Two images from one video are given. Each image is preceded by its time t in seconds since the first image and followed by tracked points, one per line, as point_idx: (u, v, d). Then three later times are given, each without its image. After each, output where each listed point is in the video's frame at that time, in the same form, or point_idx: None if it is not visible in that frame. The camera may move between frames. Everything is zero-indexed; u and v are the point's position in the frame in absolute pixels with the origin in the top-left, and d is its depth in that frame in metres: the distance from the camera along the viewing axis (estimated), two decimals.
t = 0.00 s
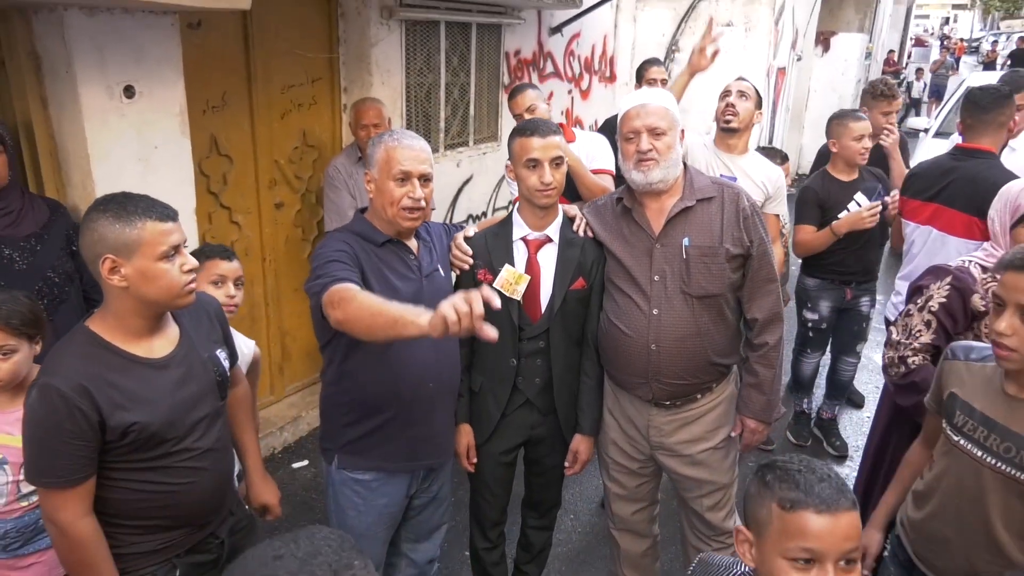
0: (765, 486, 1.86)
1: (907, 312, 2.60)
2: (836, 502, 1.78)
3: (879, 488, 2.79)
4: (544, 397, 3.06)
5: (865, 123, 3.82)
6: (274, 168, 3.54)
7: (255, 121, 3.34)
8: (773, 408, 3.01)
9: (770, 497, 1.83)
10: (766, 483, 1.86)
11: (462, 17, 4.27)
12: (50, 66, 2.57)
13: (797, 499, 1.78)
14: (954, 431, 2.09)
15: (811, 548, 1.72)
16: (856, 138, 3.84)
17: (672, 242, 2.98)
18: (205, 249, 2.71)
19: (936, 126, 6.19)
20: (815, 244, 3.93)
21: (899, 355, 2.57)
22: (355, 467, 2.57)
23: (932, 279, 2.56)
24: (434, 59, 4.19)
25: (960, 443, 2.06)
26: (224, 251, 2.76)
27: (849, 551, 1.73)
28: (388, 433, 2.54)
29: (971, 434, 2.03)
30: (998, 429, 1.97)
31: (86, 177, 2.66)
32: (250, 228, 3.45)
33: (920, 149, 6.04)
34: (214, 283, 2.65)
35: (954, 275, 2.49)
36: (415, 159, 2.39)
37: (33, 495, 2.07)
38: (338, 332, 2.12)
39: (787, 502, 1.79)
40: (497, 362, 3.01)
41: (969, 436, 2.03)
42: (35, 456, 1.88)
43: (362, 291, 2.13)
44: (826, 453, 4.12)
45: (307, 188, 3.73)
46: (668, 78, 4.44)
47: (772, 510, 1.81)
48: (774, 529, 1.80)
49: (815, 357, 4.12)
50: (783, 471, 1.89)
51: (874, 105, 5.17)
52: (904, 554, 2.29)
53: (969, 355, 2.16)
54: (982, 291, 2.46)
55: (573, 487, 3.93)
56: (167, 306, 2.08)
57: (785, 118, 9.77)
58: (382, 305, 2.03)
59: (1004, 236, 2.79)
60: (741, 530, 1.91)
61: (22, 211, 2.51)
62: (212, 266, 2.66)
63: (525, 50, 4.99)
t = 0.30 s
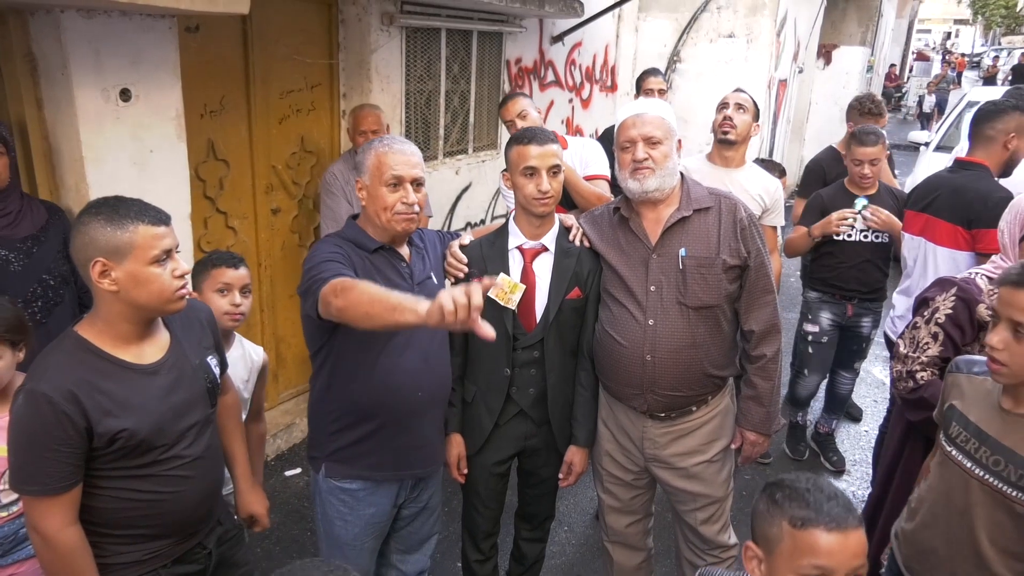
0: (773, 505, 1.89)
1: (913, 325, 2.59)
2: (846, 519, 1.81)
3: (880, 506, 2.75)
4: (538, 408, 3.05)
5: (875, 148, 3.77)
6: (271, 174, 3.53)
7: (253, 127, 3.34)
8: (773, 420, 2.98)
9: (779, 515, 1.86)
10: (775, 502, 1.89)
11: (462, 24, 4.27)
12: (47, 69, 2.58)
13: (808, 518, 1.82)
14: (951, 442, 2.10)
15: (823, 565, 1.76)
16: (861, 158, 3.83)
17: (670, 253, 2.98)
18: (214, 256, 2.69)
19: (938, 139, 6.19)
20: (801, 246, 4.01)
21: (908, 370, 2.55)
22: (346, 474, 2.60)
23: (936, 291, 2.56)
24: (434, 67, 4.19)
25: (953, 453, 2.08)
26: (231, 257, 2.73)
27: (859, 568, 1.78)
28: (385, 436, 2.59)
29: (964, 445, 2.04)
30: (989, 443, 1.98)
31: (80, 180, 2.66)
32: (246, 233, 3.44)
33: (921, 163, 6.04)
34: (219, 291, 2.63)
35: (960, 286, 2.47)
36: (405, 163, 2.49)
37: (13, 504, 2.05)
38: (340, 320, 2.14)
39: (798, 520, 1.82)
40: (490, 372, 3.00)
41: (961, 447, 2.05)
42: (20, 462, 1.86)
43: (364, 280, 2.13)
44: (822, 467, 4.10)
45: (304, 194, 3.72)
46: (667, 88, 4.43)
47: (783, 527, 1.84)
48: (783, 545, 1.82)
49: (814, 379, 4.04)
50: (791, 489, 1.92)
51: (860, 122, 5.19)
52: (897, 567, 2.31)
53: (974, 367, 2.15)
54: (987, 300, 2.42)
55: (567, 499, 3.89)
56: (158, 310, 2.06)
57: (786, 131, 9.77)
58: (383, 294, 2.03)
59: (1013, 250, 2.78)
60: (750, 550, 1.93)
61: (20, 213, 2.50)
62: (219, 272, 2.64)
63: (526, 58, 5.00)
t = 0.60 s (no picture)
0: (799, 493, 1.92)
1: (915, 331, 2.61)
2: (874, 504, 1.86)
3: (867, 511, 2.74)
4: (524, 408, 3.04)
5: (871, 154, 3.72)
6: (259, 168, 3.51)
7: (241, 121, 3.32)
8: (759, 423, 2.97)
9: (806, 502, 1.89)
10: (799, 489, 1.93)
11: (455, 19, 4.24)
12: (29, 58, 2.56)
13: (836, 502, 1.86)
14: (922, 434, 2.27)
15: (856, 551, 1.79)
16: (853, 162, 3.79)
17: (659, 253, 2.96)
18: (191, 252, 2.66)
19: (931, 142, 6.19)
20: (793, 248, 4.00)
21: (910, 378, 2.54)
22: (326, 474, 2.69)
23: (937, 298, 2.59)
24: (426, 62, 4.16)
25: (924, 444, 2.24)
26: (210, 253, 2.70)
27: (885, 554, 1.81)
28: (363, 438, 2.67)
29: (934, 435, 2.21)
30: (957, 432, 2.14)
31: (62, 172, 2.65)
32: (233, 228, 3.42)
33: (914, 165, 6.04)
34: (195, 289, 2.61)
35: (959, 291, 2.49)
36: (389, 161, 2.60)
37: None
38: (339, 297, 2.11)
39: (826, 505, 1.86)
40: (476, 371, 2.99)
41: (931, 438, 2.22)
42: None
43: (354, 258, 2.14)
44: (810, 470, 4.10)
45: (292, 188, 3.69)
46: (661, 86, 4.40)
47: (811, 514, 1.87)
48: (812, 533, 1.85)
49: (798, 383, 4.02)
50: (813, 477, 1.97)
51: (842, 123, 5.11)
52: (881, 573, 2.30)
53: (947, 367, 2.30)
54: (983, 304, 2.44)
55: (554, 499, 3.87)
56: (136, 305, 2.03)
57: (781, 131, 9.76)
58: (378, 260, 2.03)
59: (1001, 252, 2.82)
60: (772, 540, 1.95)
61: (4, 204, 2.46)
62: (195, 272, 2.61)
63: (520, 55, 4.98)
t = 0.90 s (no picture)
0: (854, 503, 1.89)
1: (895, 340, 2.59)
2: (932, 512, 1.83)
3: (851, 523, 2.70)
4: (506, 414, 2.98)
5: (861, 163, 3.69)
6: (240, 166, 3.48)
7: (221, 118, 3.30)
8: (744, 432, 2.92)
9: (863, 511, 1.86)
10: (855, 499, 1.90)
11: (442, 18, 4.21)
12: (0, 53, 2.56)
13: (895, 509, 1.83)
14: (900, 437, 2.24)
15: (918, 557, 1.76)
16: (843, 170, 3.76)
17: (644, 258, 2.92)
18: (155, 253, 2.59)
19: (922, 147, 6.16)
20: (776, 244, 3.83)
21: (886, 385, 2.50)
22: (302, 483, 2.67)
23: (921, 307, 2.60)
24: (412, 61, 4.13)
25: (902, 447, 2.22)
26: (177, 255, 2.64)
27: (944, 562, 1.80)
28: (340, 448, 2.65)
29: (914, 439, 2.19)
30: (937, 433, 2.12)
31: (33, 170, 2.64)
32: (212, 227, 3.39)
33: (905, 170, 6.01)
34: (160, 293, 2.55)
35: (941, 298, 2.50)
36: (368, 165, 2.55)
37: None
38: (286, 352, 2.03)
39: (885, 512, 1.83)
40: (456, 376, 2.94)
41: (911, 441, 2.20)
42: None
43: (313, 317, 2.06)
44: (798, 478, 4.06)
45: (274, 187, 3.67)
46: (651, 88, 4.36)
47: (868, 522, 1.84)
48: (872, 541, 1.81)
49: (783, 387, 4.01)
50: (867, 488, 1.93)
51: (836, 118, 5.07)
52: None
53: (918, 369, 2.30)
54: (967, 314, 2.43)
55: (538, 506, 3.82)
56: (99, 305, 1.97)
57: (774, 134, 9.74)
58: (340, 338, 1.95)
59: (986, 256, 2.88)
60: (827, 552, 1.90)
61: None
62: (157, 276, 2.55)
63: (508, 55, 4.95)
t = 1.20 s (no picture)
0: (877, 511, 1.81)
1: (892, 347, 2.49)
2: (958, 523, 1.74)
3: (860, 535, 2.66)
4: (495, 421, 2.89)
5: (877, 162, 3.59)
6: (222, 163, 3.48)
7: (202, 114, 3.30)
8: (741, 440, 2.82)
9: (885, 519, 1.78)
10: (878, 507, 1.81)
11: (432, 10, 4.20)
12: None
13: (918, 518, 1.74)
14: (896, 450, 2.13)
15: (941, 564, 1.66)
16: (857, 168, 3.64)
17: (639, 259, 2.82)
18: (113, 253, 2.52)
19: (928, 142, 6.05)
20: (777, 235, 3.69)
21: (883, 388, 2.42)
22: (284, 493, 2.57)
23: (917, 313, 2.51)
24: (401, 55, 4.16)
25: (903, 462, 2.10)
26: (136, 253, 2.56)
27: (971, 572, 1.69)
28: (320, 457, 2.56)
29: (915, 452, 2.08)
30: (940, 442, 2.03)
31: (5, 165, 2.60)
32: (192, 226, 3.40)
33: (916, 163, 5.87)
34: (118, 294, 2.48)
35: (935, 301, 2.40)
36: (349, 159, 2.50)
37: None
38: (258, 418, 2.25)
39: (908, 521, 1.74)
40: (444, 381, 2.85)
41: (913, 454, 2.09)
42: None
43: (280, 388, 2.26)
44: (798, 485, 3.97)
45: (258, 185, 3.67)
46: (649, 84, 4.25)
47: (891, 530, 1.75)
48: (893, 551, 1.73)
49: (783, 391, 3.91)
50: (892, 495, 1.84)
51: (859, 108, 5.07)
52: None
53: (895, 376, 2.17)
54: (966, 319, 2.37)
55: (530, 515, 3.71)
56: (67, 308, 1.89)
57: (776, 131, 9.64)
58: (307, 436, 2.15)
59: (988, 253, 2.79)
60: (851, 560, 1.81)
61: None
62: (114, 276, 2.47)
63: (501, 49, 4.90)
